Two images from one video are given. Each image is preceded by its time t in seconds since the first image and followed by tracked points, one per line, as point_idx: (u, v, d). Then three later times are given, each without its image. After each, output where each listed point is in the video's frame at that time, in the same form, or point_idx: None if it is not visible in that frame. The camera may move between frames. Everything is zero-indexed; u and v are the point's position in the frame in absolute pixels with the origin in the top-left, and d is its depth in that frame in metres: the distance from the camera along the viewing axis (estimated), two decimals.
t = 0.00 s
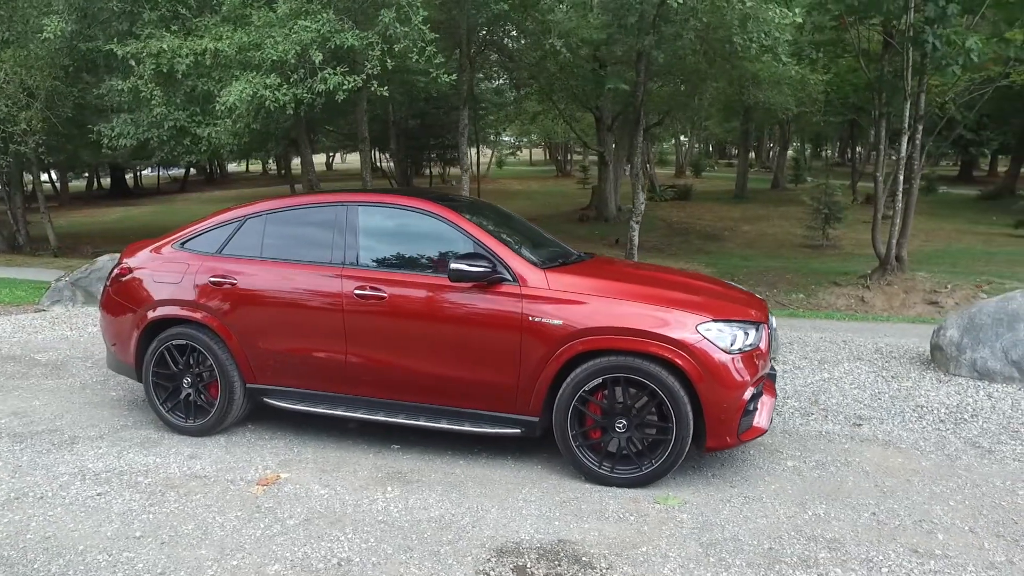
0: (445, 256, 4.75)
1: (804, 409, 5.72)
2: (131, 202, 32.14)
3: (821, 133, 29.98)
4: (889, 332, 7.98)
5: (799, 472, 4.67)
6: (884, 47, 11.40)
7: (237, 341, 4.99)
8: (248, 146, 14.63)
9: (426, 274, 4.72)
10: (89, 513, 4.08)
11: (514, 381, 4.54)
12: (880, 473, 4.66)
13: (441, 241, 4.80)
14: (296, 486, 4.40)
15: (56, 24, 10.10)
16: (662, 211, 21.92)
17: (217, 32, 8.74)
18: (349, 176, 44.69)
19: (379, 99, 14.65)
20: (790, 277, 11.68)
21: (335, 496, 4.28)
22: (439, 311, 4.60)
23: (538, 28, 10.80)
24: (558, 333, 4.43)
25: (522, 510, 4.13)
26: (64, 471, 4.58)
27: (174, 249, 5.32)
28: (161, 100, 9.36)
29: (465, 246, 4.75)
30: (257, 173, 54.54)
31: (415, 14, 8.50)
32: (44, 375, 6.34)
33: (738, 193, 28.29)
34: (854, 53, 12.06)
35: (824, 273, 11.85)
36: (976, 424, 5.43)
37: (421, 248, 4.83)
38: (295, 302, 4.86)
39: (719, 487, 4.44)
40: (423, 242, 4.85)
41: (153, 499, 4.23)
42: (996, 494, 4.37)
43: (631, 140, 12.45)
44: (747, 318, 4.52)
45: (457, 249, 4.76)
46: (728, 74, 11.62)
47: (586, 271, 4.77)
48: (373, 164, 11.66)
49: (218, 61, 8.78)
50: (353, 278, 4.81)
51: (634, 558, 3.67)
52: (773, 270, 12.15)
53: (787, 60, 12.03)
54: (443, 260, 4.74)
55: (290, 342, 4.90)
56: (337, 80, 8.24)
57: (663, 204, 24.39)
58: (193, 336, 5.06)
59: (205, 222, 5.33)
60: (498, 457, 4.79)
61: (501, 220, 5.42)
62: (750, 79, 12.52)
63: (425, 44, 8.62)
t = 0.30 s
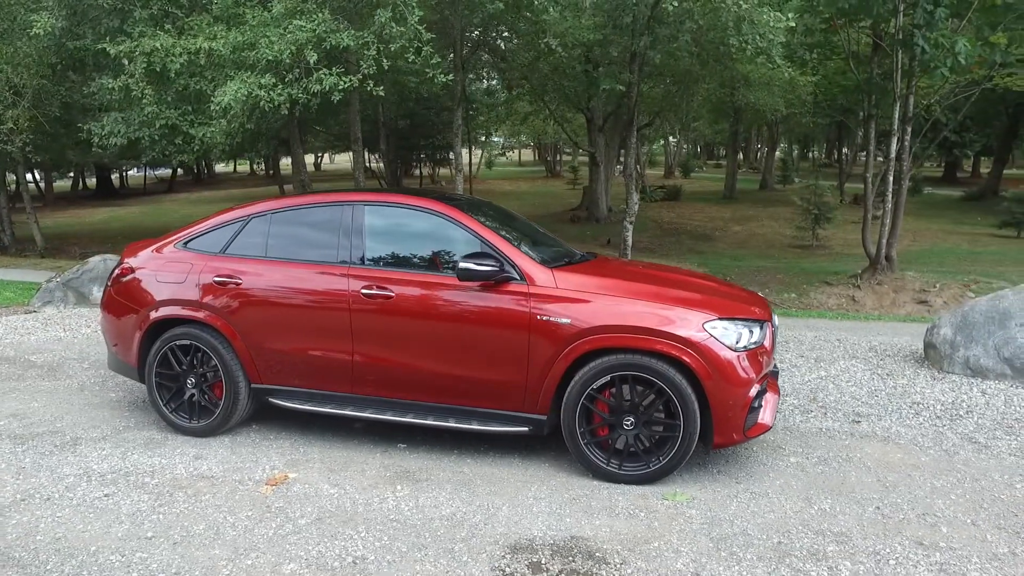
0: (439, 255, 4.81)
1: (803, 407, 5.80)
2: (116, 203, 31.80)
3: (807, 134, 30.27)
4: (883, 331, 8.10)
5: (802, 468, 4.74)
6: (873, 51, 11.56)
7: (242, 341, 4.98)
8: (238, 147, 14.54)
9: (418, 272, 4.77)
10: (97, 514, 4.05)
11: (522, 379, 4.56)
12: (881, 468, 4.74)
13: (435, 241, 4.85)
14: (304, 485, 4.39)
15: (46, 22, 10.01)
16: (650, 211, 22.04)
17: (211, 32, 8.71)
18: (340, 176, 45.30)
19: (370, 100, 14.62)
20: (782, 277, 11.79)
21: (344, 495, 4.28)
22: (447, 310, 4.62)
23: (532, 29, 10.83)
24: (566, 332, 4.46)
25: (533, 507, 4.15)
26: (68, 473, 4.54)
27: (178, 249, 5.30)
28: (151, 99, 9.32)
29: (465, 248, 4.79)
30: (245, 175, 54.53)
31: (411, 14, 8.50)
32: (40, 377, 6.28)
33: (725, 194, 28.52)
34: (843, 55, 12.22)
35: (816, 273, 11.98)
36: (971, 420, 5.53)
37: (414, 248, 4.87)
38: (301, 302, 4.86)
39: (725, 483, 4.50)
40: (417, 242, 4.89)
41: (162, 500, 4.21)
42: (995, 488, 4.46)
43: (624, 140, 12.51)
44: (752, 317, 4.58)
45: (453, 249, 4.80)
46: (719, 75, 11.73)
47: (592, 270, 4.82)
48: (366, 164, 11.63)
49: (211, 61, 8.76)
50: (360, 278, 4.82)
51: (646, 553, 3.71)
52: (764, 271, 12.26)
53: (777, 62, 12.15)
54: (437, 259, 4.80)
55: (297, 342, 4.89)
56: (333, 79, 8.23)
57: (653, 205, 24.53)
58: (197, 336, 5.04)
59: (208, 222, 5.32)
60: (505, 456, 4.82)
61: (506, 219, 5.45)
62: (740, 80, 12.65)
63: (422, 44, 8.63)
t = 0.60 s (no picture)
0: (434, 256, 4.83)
1: (804, 406, 5.87)
2: (102, 204, 31.49)
3: (795, 134, 30.52)
4: (878, 331, 8.21)
5: (807, 467, 4.80)
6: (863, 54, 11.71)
7: (250, 344, 4.96)
8: (230, 148, 14.45)
9: (411, 272, 4.80)
10: (109, 519, 4.03)
11: (532, 381, 4.58)
12: (884, 467, 4.81)
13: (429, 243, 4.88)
14: (315, 488, 4.39)
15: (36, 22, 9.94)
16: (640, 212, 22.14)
17: (207, 33, 8.68)
18: (331, 176, 46.76)
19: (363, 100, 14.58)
20: (775, 277, 11.89)
21: (356, 497, 4.27)
22: (457, 312, 4.62)
23: (528, 30, 10.86)
24: (576, 333, 4.49)
25: (545, 508, 4.18)
26: (75, 478, 4.50)
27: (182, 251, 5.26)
28: (144, 98, 9.28)
29: (463, 251, 4.80)
30: (233, 175, 54.38)
31: (409, 15, 8.50)
32: (38, 380, 6.21)
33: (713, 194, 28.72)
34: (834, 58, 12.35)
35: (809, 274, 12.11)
36: (969, 418, 5.62)
37: (407, 249, 4.90)
38: (310, 304, 4.85)
39: (734, 482, 4.55)
40: (411, 243, 4.91)
41: (173, 504, 4.19)
42: (997, 485, 4.53)
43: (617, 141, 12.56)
44: (759, 317, 4.63)
45: (448, 251, 4.82)
46: (711, 77, 11.82)
47: (600, 272, 4.85)
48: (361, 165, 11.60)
49: (206, 62, 8.72)
50: (369, 280, 4.81)
51: (661, 552, 3.74)
52: (757, 271, 12.37)
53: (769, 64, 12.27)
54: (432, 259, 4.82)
55: (304, 345, 4.88)
56: (331, 80, 8.20)
57: (642, 205, 24.65)
58: (203, 339, 5.01)
59: (213, 224, 5.29)
60: (514, 458, 4.83)
61: (512, 221, 5.46)
62: (733, 82, 12.76)
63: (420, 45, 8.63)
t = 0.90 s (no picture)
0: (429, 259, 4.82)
1: (807, 407, 5.92)
2: (85, 204, 31.10)
3: (781, 136, 30.80)
4: (875, 331, 8.30)
5: (815, 467, 4.84)
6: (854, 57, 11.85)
7: (257, 347, 4.91)
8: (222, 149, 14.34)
9: (410, 274, 4.80)
10: (120, 525, 3.97)
11: (544, 384, 4.58)
12: (891, 467, 4.86)
13: (425, 244, 4.87)
14: (327, 493, 4.35)
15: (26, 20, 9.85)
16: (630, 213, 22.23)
17: (202, 33, 8.61)
18: (316, 176, 47.04)
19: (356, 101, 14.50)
20: (768, 279, 11.98)
21: (369, 502, 4.25)
22: (469, 315, 4.61)
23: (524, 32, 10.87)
24: (589, 336, 4.49)
25: (560, 510, 4.18)
26: (81, 484, 4.43)
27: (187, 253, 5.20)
28: (137, 98, 9.23)
29: (464, 253, 4.79)
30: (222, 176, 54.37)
31: (407, 17, 8.48)
32: (36, 384, 6.11)
33: (701, 196, 28.89)
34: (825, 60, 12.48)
35: (801, 275, 12.21)
36: (968, 418, 5.71)
37: (402, 251, 4.89)
38: (318, 307, 4.81)
39: (745, 484, 4.58)
40: (411, 245, 4.90)
41: (183, 510, 4.14)
42: (1002, 484, 4.60)
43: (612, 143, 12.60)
44: (769, 320, 4.66)
45: (448, 254, 4.81)
46: (705, 79, 11.90)
47: (610, 275, 4.85)
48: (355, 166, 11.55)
49: (201, 62, 8.66)
50: (378, 283, 4.78)
51: (679, 554, 3.75)
52: (750, 273, 12.45)
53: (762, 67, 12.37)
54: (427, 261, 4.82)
55: (312, 348, 4.84)
56: (328, 80, 8.15)
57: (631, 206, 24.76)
58: (209, 342, 4.96)
59: (218, 226, 5.23)
60: (524, 460, 4.83)
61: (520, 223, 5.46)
62: (725, 84, 12.85)
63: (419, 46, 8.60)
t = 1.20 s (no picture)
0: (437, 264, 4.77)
1: (810, 410, 5.95)
2: (62, 206, 30.55)
3: (763, 140, 31.15)
4: (869, 334, 8.39)
5: (824, 470, 4.86)
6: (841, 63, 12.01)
7: (261, 353, 4.83)
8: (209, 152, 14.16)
9: (419, 279, 4.74)
10: (127, 539, 3.85)
11: (556, 389, 4.55)
12: (898, 469, 4.90)
13: (427, 250, 4.82)
14: (338, 502, 4.27)
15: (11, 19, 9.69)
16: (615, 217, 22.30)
17: (194, 34, 8.50)
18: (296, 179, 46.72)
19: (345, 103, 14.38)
20: (758, 281, 12.07)
21: (382, 510, 4.18)
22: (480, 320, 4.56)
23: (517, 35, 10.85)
24: (602, 341, 4.47)
25: (575, 517, 4.14)
26: (82, 495, 4.30)
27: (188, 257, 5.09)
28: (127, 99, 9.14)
29: (474, 257, 4.74)
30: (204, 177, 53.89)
31: (402, 19, 8.43)
32: (27, 392, 5.96)
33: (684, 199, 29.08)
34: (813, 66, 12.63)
35: (790, 278, 12.31)
36: (968, 420, 5.77)
37: (411, 255, 4.83)
38: (325, 313, 4.73)
39: (756, 487, 4.58)
40: (419, 249, 4.84)
41: (191, 521, 4.03)
42: (1008, 486, 4.65)
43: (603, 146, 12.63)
44: (780, 324, 4.67)
45: (457, 258, 4.76)
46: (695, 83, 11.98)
47: (621, 279, 4.84)
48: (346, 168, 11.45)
49: (192, 63, 8.54)
50: (386, 288, 4.72)
51: (700, 559, 3.74)
52: (740, 276, 12.53)
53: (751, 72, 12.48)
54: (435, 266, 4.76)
55: (319, 354, 4.76)
56: (322, 82, 8.07)
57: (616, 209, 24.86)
58: (213, 348, 4.86)
59: (220, 229, 5.13)
60: (534, 466, 4.78)
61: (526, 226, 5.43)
62: (714, 87, 12.94)
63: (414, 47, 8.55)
